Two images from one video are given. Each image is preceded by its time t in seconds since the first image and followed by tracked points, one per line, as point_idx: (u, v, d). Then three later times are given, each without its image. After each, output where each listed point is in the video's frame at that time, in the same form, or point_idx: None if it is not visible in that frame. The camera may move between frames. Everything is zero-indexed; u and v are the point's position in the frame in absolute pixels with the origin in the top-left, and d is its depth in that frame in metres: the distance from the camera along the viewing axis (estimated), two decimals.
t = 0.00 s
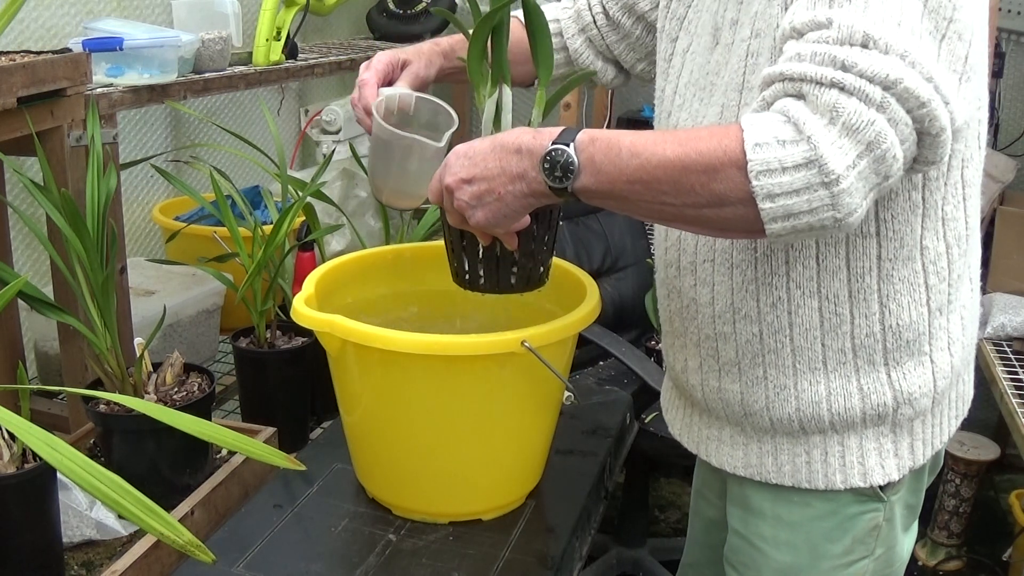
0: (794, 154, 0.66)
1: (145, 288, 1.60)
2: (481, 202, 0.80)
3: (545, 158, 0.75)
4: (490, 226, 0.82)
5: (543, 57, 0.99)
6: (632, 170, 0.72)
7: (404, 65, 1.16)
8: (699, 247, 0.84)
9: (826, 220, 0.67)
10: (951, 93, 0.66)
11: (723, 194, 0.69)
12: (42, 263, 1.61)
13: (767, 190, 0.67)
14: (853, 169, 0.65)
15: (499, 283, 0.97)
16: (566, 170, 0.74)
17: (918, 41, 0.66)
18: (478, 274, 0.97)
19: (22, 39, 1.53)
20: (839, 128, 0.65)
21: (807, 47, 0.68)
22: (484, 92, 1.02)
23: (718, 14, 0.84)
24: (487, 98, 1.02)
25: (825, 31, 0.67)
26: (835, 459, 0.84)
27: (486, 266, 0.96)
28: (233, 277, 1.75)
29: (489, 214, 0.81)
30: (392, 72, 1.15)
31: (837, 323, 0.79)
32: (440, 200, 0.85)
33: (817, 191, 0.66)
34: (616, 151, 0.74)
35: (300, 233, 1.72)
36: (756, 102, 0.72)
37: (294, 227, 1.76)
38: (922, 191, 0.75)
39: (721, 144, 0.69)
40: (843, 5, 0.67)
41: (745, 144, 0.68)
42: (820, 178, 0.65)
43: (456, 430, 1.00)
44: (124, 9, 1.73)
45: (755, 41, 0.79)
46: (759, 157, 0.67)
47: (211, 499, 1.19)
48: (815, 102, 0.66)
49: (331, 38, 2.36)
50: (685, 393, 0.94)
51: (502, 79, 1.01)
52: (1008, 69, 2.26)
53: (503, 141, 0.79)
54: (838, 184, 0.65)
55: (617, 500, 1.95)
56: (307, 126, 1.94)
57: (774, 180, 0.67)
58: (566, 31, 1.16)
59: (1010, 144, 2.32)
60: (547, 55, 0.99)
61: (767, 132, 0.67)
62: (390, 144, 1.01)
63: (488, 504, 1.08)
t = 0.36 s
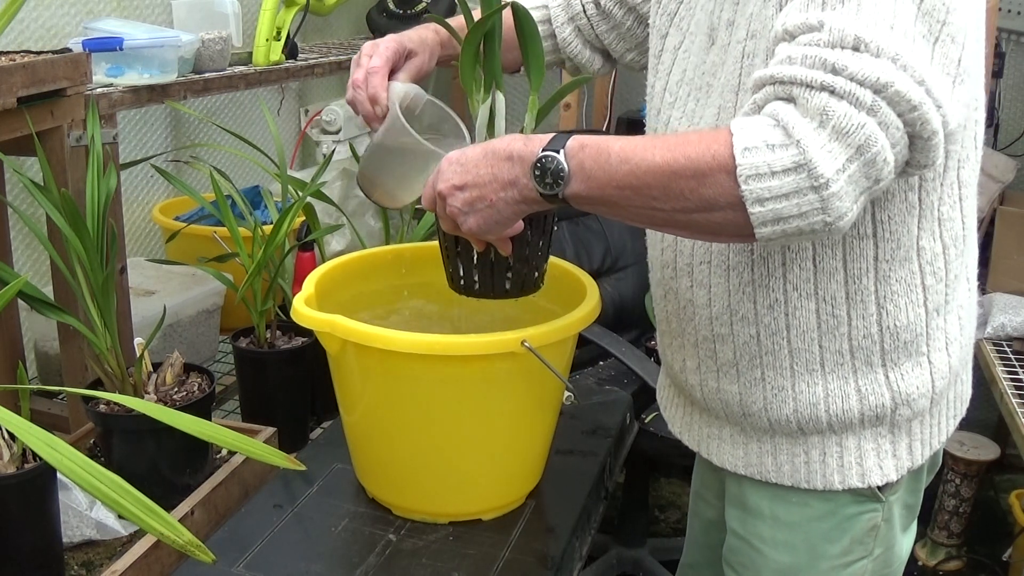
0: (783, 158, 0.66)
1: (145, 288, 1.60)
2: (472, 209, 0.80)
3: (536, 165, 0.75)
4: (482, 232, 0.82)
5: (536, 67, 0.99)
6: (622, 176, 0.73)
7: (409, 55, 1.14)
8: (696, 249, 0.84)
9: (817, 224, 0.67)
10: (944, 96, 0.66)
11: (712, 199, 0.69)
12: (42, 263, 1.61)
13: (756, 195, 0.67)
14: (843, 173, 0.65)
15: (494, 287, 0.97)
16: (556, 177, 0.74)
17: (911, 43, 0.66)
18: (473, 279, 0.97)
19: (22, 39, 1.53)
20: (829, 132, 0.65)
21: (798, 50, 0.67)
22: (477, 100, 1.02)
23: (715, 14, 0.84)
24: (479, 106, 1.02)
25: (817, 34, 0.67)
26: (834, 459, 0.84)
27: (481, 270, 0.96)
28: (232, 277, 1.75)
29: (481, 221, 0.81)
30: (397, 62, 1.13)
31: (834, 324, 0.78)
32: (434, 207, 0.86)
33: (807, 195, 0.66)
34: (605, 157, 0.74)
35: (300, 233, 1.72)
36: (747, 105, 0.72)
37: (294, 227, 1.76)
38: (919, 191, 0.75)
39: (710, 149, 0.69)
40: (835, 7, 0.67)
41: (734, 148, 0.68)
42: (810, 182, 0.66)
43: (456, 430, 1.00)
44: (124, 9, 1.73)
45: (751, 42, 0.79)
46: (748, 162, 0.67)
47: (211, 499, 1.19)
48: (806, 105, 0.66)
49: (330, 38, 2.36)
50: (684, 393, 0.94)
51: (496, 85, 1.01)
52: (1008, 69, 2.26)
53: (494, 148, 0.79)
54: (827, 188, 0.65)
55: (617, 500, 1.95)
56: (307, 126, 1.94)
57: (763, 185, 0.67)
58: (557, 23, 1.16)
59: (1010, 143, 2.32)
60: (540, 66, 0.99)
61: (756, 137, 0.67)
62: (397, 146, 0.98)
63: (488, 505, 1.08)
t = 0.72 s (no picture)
0: (783, 159, 0.66)
1: (144, 288, 1.60)
2: (470, 209, 0.80)
3: (535, 165, 0.75)
4: (480, 233, 0.82)
5: (529, 67, 0.99)
6: (622, 177, 0.73)
7: (423, 56, 1.15)
8: (694, 249, 0.84)
9: (817, 224, 0.67)
10: (943, 96, 0.66)
11: (712, 199, 0.69)
12: (42, 263, 1.61)
13: (756, 195, 0.67)
14: (843, 173, 0.65)
15: (490, 287, 0.97)
16: (555, 178, 0.74)
17: (910, 43, 0.66)
18: (469, 280, 0.97)
19: (22, 39, 1.53)
20: (829, 132, 0.65)
21: (798, 50, 0.67)
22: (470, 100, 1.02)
23: (713, 13, 0.84)
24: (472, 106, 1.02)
25: (816, 34, 0.67)
26: (833, 459, 0.84)
27: (476, 271, 0.96)
28: (232, 276, 1.75)
29: (479, 221, 0.81)
30: (408, 58, 1.13)
31: (833, 324, 0.78)
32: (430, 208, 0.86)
33: (807, 196, 0.66)
34: (605, 158, 0.74)
35: (300, 233, 1.72)
36: (746, 105, 0.72)
37: (294, 227, 1.76)
38: (917, 191, 0.75)
39: (710, 150, 0.69)
40: (834, 7, 0.67)
41: (734, 149, 0.68)
42: (810, 183, 0.66)
43: (456, 430, 1.00)
44: (124, 9, 1.73)
45: (749, 42, 0.79)
46: (748, 162, 0.67)
47: (211, 499, 1.19)
48: (806, 106, 0.66)
49: (330, 38, 2.35)
50: (682, 393, 0.94)
51: (489, 86, 1.01)
52: (1008, 69, 2.26)
53: (492, 148, 0.79)
54: (828, 188, 0.65)
55: (617, 500, 1.95)
56: (307, 126, 1.94)
57: (763, 186, 0.67)
58: (556, 22, 1.15)
59: (1010, 143, 2.32)
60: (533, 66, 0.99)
61: (756, 137, 0.67)
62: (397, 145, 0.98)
63: (488, 505, 1.08)
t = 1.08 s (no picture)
0: (783, 159, 0.66)
1: (144, 288, 1.60)
2: (470, 211, 0.80)
3: (534, 167, 0.75)
4: (480, 234, 0.82)
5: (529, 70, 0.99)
6: (622, 178, 0.72)
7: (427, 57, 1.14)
8: (694, 250, 0.84)
9: (817, 224, 0.67)
10: (942, 95, 0.66)
11: (712, 200, 0.69)
12: (42, 263, 1.61)
13: (756, 196, 0.67)
14: (843, 173, 0.65)
15: (488, 288, 0.97)
16: (555, 179, 0.74)
17: (909, 43, 0.66)
18: (468, 281, 0.97)
19: (22, 39, 1.53)
20: (828, 133, 0.65)
21: (797, 50, 0.67)
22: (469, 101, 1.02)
23: (713, 13, 0.84)
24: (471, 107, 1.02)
25: (815, 34, 0.67)
26: (832, 459, 0.84)
27: (476, 272, 0.95)
28: (232, 276, 1.75)
29: (480, 222, 0.81)
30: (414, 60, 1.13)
31: (832, 324, 0.78)
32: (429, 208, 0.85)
33: (807, 196, 0.66)
34: (605, 159, 0.74)
35: (300, 232, 1.71)
36: (746, 106, 0.72)
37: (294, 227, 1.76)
38: (916, 191, 0.75)
39: (710, 151, 0.69)
40: (834, 7, 0.67)
41: (734, 150, 0.68)
42: (810, 183, 0.66)
43: (456, 430, 1.00)
44: (124, 9, 1.73)
45: (748, 42, 0.79)
46: (749, 163, 0.67)
47: (211, 499, 1.19)
48: (805, 106, 0.66)
49: (330, 38, 2.35)
50: (682, 393, 0.94)
51: (489, 87, 1.01)
52: (1008, 69, 2.26)
53: (492, 149, 0.79)
54: (828, 188, 0.65)
55: (617, 500, 1.95)
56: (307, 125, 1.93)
57: (763, 186, 0.67)
58: (558, 26, 1.15)
59: (1010, 143, 2.32)
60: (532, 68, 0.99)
61: (756, 137, 0.67)
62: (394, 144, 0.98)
63: (488, 505, 1.08)
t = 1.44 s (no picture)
0: (783, 160, 0.66)
1: (144, 288, 1.60)
2: (471, 213, 0.80)
3: (534, 169, 0.75)
4: (479, 237, 0.82)
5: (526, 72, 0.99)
6: (622, 180, 0.72)
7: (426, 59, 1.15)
8: (694, 249, 0.84)
9: (817, 225, 0.67)
10: (941, 95, 0.66)
11: (713, 202, 0.69)
12: (42, 263, 1.61)
13: (757, 196, 0.67)
14: (843, 174, 0.65)
15: (489, 290, 0.97)
16: (555, 182, 0.74)
17: (908, 43, 0.66)
18: (468, 283, 0.97)
19: (22, 39, 1.53)
20: (828, 133, 0.65)
21: (796, 50, 0.67)
22: (468, 102, 1.02)
23: (712, 13, 0.84)
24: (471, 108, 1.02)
25: (814, 35, 0.67)
26: (832, 459, 0.84)
27: (476, 274, 0.96)
28: (232, 276, 1.75)
29: (480, 224, 0.81)
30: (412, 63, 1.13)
31: (831, 324, 0.78)
32: (429, 210, 0.86)
33: (807, 197, 0.66)
34: (605, 161, 0.74)
35: (300, 233, 1.71)
36: (745, 106, 0.72)
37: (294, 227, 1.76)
38: (916, 190, 0.75)
39: (710, 153, 0.69)
40: (833, 7, 0.67)
41: (734, 150, 0.68)
42: (810, 184, 0.66)
43: (457, 430, 1.00)
44: (124, 9, 1.73)
45: (747, 42, 0.79)
46: (749, 164, 0.67)
47: (211, 499, 1.19)
48: (805, 107, 0.66)
49: (330, 38, 2.35)
50: (681, 393, 0.94)
51: (488, 89, 1.01)
52: (1008, 69, 2.26)
53: (492, 151, 0.79)
54: (827, 189, 0.65)
55: (617, 500, 1.95)
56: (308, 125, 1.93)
57: (764, 187, 0.67)
58: (559, 26, 1.15)
59: (1010, 143, 2.32)
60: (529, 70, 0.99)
61: (756, 138, 0.67)
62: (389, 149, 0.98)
63: (488, 505, 1.08)
